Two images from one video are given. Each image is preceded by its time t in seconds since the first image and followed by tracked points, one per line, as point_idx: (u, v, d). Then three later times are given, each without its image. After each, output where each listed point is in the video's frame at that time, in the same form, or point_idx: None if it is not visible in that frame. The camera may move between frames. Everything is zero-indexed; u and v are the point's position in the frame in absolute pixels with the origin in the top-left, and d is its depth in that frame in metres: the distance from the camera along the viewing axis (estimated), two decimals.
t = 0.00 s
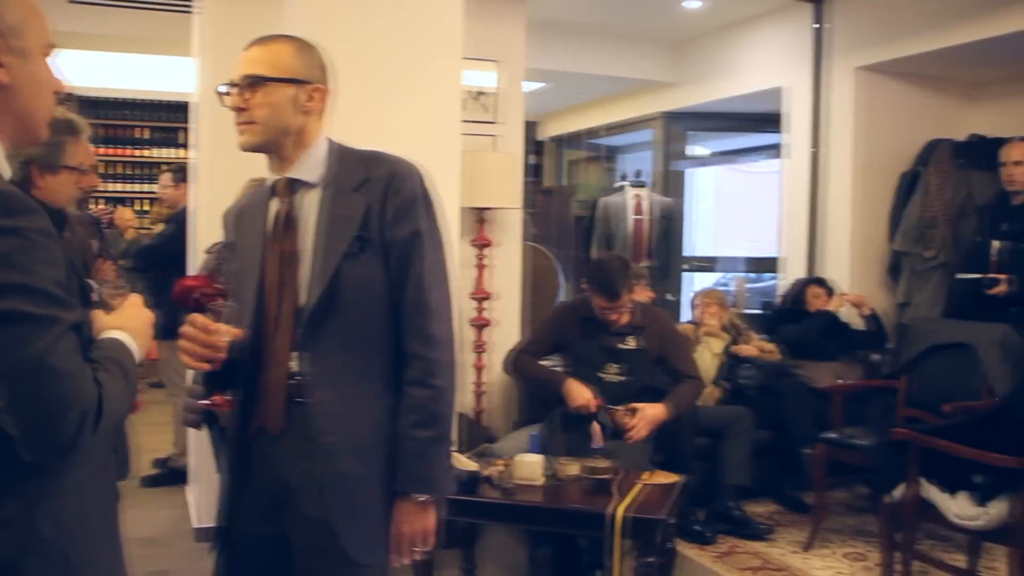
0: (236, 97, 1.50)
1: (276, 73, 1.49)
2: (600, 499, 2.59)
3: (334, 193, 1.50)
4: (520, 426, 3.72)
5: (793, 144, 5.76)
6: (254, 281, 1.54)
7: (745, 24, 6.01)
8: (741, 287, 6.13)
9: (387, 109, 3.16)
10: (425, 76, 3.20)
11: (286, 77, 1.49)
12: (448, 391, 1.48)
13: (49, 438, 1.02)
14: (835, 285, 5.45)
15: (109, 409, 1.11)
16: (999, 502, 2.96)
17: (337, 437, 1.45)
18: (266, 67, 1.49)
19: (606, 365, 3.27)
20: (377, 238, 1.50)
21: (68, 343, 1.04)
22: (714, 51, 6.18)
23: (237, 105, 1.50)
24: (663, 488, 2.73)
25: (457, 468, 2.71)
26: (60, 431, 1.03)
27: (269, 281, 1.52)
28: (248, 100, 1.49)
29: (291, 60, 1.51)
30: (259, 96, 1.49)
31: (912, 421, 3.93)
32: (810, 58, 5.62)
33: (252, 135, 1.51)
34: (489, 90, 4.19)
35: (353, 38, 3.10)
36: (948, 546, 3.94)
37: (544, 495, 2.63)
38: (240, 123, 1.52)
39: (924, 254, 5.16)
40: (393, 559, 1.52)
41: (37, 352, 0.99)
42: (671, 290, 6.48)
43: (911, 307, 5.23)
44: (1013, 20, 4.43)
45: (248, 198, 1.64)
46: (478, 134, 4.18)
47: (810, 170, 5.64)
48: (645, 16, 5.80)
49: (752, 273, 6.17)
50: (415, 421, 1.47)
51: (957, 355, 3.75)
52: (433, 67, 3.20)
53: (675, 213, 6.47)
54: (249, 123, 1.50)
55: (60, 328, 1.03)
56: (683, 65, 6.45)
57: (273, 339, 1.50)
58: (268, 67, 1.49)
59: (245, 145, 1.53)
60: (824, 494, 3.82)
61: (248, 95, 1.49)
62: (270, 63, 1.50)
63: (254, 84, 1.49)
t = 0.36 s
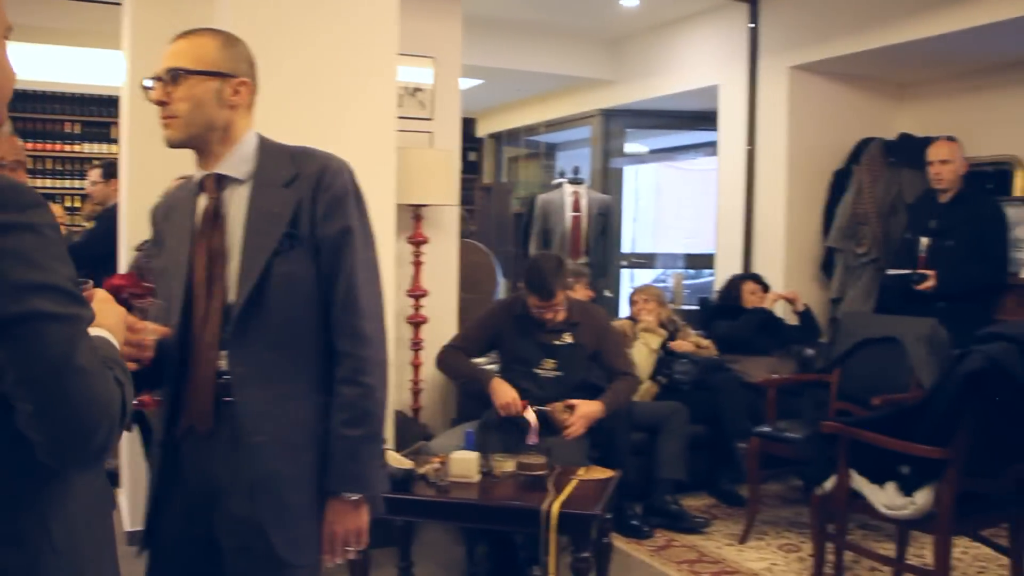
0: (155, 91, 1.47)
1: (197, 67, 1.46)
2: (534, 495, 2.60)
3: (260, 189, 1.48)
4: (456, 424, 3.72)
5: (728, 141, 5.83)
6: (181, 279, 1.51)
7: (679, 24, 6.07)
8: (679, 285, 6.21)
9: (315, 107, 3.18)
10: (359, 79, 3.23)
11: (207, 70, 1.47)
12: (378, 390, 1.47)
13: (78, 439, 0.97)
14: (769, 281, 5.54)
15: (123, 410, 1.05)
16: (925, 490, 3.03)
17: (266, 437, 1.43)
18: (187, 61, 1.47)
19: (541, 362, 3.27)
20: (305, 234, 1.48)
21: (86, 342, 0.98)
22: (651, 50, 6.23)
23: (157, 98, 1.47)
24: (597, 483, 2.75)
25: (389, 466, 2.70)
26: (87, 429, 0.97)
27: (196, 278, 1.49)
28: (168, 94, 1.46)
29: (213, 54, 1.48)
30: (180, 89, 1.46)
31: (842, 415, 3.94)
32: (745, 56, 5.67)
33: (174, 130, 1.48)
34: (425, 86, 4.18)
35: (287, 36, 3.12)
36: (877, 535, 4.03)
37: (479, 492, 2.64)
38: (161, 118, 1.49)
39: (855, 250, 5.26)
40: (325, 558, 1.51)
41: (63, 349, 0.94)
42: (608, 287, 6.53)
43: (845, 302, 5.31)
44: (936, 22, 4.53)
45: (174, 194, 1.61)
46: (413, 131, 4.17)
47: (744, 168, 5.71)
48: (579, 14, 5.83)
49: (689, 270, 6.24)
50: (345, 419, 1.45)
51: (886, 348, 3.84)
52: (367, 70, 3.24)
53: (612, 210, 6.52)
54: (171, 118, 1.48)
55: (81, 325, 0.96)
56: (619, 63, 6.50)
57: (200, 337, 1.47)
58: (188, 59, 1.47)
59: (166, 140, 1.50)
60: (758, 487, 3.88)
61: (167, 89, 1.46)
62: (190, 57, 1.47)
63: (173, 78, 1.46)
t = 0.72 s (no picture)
0: (71, 86, 1.42)
1: (113, 62, 1.42)
2: (469, 493, 2.59)
3: (182, 188, 1.45)
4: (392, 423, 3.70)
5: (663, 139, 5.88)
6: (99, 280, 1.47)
7: (614, 22, 6.10)
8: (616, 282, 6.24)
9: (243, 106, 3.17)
10: (292, 83, 3.23)
11: (124, 65, 1.42)
12: (303, 390, 1.45)
13: (76, 449, 1.01)
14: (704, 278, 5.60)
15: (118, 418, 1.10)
16: (853, 482, 3.08)
17: (190, 438, 1.41)
18: (102, 55, 1.42)
19: (473, 357, 3.28)
20: (228, 233, 1.46)
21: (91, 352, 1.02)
22: (587, 48, 6.26)
23: (73, 94, 1.42)
24: (533, 480, 2.75)
25: (321, 466, 2.67)
26: (88, 435, 1.02)
27: (116, 279, 1.46)
28: (85, 90, 1.41)
29: (130, 48, 1.43)
30: (97, 85, 1.41)
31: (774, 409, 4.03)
32: (679, 54, 5.72)
33: (91, 127, 1.44)
34: (358, 82, 4.14)
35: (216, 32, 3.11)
36: (809, 527, 4.10)
37: (415, 491, 2.62)
38: (77, 114, 1.44)
39: (787, 246, 5.34)
40: (252, 562, 1.49)
41: (67, 357, 0.97)
42: (547, 284, 6.55)
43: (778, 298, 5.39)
44: (865, 23, 4.61)
45: (93, 193, 1.57)
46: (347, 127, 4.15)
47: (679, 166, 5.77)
48: (515, 11, 5.82)
49: (627, 268, 6.24)
50: (270, 420, 1.43)
51: (817, 343, 3.90)
52: (302, 75, 3.25)
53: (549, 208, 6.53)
54: (88, 114, 1.43)
55: (86, 335, 1.01)
56: (555, 62, 6.52)
57: (120, 339, 1.44)
58: (104, 54, 1.42)
59: (83, 136, 1.45)
60: (692, 482, 3.93)
61: (84, 84, 1.41)
62: (105, 51, 1.42)
63: (90, 72, 1.41)
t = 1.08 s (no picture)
0: None
1: (31, 48, 1.37)
2: (407, 493, 2.58)
3: (108, 183, 1.42)
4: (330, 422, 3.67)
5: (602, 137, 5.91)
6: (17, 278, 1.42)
7: (553, 22, 6.12)
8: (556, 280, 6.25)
9: (176, 108, 3.21)
10: (223, 87, 3.29)
11: (43, 53, 1.37)
12: (232, 390, 1.43)
13: (60, 444, 1.19)
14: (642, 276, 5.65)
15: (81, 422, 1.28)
16: (787, 477, 3.12)
17: (117, 440, 1.38)
18: (19, 41, 1.37)
19: (410, 354, 3.26)
20: (156, 231, 1.43)
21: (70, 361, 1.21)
22: (528, 47, 6.26)
23: None
24: (470, 479, 2.74)
25: (256, 466, 2.63)
26: (66, 441, 1.19)
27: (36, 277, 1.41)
28: None
29: (50, 36, 1.39)
30: (13, 71, 1.36)
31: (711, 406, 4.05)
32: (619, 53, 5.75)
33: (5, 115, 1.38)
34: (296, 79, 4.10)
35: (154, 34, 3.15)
36: (745, 522, 4.15)
37: (352, 490, 2.60)
38: None
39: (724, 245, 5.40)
40: (182, 564, 1.46)
41: (56, 368, 1.17)
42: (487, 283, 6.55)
43: (715, 296, 5.46)
44: (800, 25, 4.68)
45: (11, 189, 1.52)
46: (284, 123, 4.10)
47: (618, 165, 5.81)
48: (455, 9, 5.81)
49: (566, 266, 6.26)
50: (199, 421, 1.41)
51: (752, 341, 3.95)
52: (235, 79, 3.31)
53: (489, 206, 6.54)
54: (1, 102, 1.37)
55: (68, 344, 1.21)
56: (496, 60, 6.52)
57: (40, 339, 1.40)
58: (20, 40, 1.37)
59: None
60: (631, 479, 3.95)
61: None
62: (22, 37, 1.37)
63: (6, 58, 1.36)
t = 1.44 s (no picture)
0: None
1: None
2: (352, 491, 2.56)
3: (34, 181, 1.39)
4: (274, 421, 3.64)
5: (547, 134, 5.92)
6: None
7: (498, 18, 6.12)
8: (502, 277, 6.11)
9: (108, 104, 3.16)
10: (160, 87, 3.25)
11: None
12: (169, 389, 1.41)
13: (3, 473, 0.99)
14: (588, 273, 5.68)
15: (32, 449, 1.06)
16: (730, 471, 3.16)
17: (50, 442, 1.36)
18: None
19: (356, 352, 3.24)
20: (86, 229, 1.40)
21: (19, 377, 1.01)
22: (472, 44, 6.26)
23: None
24: (417, 476, 2.73)
25: (197, 467, 2.60)
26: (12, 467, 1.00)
27: None
28: None
29: None
30: None
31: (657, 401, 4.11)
32: (564, 50, 5.77)
33: None
34: (237, 74, 4.06)
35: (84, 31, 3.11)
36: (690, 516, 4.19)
37: (296, 489, 2.57)
38: None
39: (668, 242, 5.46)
40: (118, 567, 1.44)
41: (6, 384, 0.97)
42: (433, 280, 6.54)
43: (660, 292, 5.51)
44: (740, 25, 4.75)
45: None
46: (225, 119, 4.06)
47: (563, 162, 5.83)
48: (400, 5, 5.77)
49: (513, 263, 6.19)
50: (134, 421, 1.38)
51: (696, 337, 3.99)
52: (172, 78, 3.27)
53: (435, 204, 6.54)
54: None
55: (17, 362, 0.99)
56: (441, 56, 6.50)
57: None
58: None
59: None
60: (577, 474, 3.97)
61: None
62: None
63: None
